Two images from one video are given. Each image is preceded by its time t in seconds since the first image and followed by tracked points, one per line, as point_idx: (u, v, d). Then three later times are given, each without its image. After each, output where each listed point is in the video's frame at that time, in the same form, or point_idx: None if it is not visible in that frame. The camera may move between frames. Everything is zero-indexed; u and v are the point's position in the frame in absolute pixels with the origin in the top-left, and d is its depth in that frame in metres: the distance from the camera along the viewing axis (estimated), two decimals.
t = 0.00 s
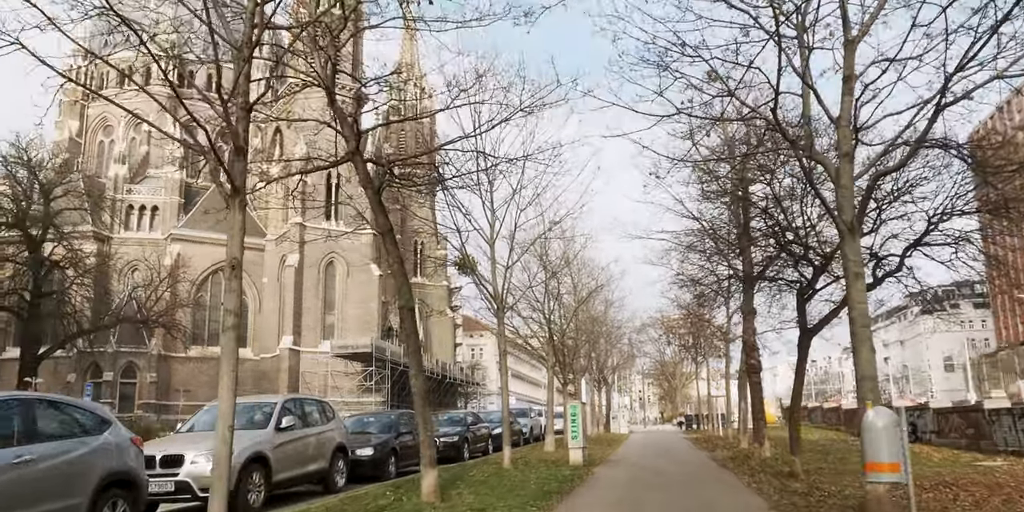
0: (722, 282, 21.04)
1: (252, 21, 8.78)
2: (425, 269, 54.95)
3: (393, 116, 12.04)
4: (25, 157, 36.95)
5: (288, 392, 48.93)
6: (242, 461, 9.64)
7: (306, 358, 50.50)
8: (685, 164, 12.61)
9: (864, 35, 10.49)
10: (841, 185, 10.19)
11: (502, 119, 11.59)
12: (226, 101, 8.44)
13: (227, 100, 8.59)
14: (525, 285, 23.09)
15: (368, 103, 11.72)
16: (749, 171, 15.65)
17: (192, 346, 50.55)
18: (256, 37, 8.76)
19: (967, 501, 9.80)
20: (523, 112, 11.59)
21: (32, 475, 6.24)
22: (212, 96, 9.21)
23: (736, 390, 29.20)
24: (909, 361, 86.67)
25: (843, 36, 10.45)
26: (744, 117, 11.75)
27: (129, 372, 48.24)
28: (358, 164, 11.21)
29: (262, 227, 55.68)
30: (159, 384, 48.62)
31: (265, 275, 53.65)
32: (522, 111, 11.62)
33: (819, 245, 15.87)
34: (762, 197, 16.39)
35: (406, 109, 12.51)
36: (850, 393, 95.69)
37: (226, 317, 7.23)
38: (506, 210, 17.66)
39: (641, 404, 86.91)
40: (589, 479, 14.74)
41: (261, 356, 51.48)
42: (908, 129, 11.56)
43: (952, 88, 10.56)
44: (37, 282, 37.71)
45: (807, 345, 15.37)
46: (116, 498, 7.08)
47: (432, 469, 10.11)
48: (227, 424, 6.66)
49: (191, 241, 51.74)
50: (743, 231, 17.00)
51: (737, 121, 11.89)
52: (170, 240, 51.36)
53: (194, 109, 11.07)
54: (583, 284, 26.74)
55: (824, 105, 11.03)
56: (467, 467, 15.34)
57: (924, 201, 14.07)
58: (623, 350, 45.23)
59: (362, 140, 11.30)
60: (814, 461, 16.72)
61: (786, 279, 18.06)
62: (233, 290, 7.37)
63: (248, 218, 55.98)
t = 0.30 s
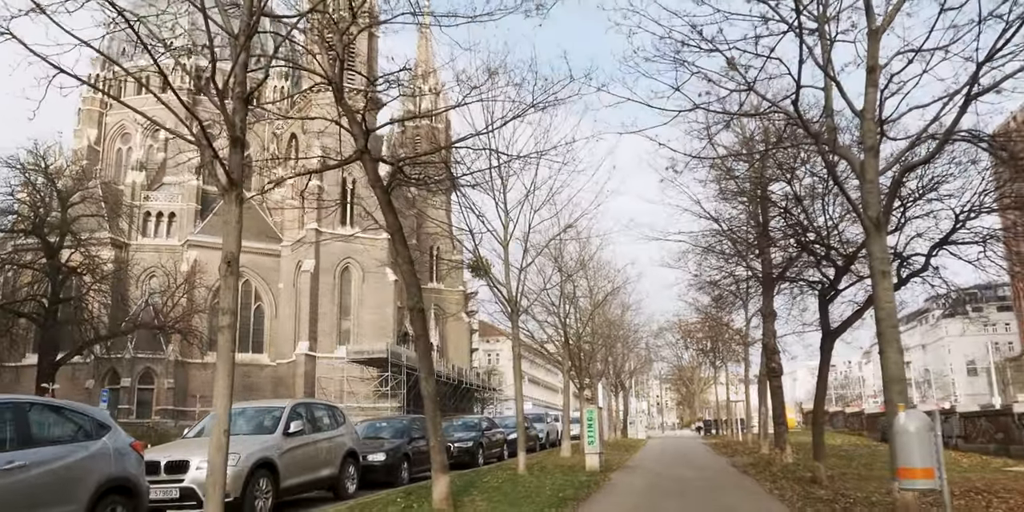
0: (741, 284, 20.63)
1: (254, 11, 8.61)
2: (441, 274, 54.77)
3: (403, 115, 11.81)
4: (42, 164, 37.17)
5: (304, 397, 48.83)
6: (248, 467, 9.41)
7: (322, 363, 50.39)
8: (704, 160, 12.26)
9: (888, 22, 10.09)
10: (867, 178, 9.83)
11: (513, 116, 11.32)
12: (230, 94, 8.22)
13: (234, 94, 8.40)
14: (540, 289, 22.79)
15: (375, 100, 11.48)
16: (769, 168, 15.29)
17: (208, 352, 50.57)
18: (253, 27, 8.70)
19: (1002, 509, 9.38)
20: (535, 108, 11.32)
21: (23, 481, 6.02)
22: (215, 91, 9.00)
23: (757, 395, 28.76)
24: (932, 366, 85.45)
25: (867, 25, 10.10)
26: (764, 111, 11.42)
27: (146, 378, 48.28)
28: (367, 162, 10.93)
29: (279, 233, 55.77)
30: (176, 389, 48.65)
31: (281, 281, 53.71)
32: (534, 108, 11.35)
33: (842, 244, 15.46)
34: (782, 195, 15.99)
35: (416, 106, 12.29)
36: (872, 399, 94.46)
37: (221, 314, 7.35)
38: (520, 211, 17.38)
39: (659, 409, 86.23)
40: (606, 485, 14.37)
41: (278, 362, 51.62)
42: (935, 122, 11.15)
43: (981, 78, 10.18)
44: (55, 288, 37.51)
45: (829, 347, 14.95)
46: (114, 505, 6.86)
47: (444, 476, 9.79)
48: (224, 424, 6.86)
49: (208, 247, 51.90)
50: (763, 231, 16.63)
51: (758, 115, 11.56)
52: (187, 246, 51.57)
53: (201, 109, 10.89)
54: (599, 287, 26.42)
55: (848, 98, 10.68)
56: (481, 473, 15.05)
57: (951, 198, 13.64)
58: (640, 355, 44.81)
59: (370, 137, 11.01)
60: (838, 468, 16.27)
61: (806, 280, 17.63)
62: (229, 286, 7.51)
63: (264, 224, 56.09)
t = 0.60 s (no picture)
0: (757, 287, 20.25)
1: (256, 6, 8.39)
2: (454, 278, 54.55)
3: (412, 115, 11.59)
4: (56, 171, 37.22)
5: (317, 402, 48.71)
6: (254, 475, 9.21)
7: (336, 369, 50.25)
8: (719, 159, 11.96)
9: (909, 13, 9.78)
10: (889, 176, 9.52)
11: (524, 114, 11.07)
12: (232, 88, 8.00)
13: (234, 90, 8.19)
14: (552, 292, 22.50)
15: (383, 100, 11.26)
16: (787, 168, 14.96)
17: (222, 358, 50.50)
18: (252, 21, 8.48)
19: None
20: (545, 107, 11.07)
21: (11, 491, 5.81)
22: (217, 89, 8.81)
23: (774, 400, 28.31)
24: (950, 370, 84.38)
25: (889, 17, 9.79)
26: (782, 108, 11.12)
27: (160, 383, 48.25)
28: (374, 162, 10.66)
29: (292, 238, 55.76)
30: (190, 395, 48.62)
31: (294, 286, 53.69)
32: (544, 106, 11.10)
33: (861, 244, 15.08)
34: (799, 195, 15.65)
35: (425, 103, 12.08)
36: (889, 403, 93.55)
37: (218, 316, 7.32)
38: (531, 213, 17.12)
39: (674, 414, 85.66)
40: (621, 492, 14.06)
41: (292, 368, 51.68)
42: (959, 118, 10.82)
43: (1007, 71, 9.85)
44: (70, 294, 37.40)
45: (849, 351, 14.57)
46: None
47: (454, 483, 9.53)
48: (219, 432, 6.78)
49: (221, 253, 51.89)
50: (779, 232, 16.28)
51: (775, 113, 11.27)
52: (200, 252, 51.58)
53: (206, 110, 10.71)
54: (613, 291, 26.10)
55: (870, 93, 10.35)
56: (492, 480, 14.77)
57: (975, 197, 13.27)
58: (655, 359, 44.40)
59: (378, 137, 10.79)
60: (858, 474, 15.87)
61: (824, 282, 17.24)
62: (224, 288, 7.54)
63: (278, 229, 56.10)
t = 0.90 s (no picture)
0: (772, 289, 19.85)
1: None
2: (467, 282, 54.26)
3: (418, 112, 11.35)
4: (70, 176, 37.29)
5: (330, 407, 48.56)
6: (253, 480, 8.97)
7: (348, 373, 50.00)
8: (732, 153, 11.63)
9: None
10: (910, 169, 9.19)
11: (531, 108, 10.78)
12: (227, 80, 7.72)
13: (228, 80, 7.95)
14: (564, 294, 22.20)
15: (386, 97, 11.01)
16: (802, 166, 14.62)
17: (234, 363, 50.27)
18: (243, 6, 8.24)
19: None
20: (553, 101, 10.79)
21: None
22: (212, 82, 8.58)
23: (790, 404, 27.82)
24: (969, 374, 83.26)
25: (908, 6, 9.47)
26: (797, 102, 10.78)
27: (173, 388, 48.26)
28: (378, 160, 10.39)
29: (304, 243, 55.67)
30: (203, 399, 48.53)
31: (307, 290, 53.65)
32: (551, 101, 10.84)
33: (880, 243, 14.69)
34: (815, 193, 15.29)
35: (430, 99, 11.82)
36: (907, 408, 92.48)
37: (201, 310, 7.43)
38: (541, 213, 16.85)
39: (688, 419, 85.05)
40: (633, 497, 13.73)
41: (304, 372, 51.61)
42: (980, 111, 10.47)
43: None
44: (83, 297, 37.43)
45: (868, 352, 14.17)
46: None
47: (458, 487, 9.24)
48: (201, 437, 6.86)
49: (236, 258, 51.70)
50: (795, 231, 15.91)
51: (790, 107, 10.92)
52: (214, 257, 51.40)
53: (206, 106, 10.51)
54: (626, 292, 25.74)
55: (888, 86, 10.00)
56: (502, 485, 14.48)
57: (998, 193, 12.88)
58: (669, 363, 43.93)
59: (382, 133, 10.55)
60: (876, 479, 15.48)
61: (841, 282, 16.84)
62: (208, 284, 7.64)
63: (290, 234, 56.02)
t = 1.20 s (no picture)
0: (781, 292, 19.51)
1: None
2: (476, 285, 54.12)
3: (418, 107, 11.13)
4: (78, 180, 37.24)
5: (338, 411, 48.38)
6: (249, 488, 8.76)
7: (356, 377, 49.72)
8: (740, 151, 11.33)
9: None
10: (924, 163, 8.89)
11: (533, 105, 10.52)
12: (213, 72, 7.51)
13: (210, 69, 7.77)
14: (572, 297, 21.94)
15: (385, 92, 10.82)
16: (814, 164, 14.31)
17: (242, 367, 50.04)
18: None
19: None
20: (556, 97, 10.52)
21: None
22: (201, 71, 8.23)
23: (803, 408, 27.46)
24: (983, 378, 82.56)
25: None
26: (808, 98, 10.47)
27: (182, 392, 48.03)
28: (376, 157, 10.13)
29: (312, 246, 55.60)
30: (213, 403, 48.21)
31: (315, 294, 53.60)
32: (554, 96, 10.56)
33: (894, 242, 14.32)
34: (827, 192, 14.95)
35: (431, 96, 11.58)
36: (920, 411, 91.82)
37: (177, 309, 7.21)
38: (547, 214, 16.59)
39: (699, 422, 84.54)
40: (641, 504, 13.42)
41: (313, 376, 51.47)
42: (998, 103, 10.13)
43: None
44: (91, 301, 37.23)
45: (882, 354, 13.82)
46: None
47: (458, 494, 8.96)
48: (175, 441, 6.59)
49: (244, 262, 51.65)
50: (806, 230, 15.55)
51: (801, 103, 10.62)
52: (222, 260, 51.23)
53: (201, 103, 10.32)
54: (634, 295, 25.44)
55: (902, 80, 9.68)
56: (507, 492, 14.20)
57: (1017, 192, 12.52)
58: (679, 366, 43.61)
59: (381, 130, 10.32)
60: (891, 485, 15.11)
61: (855, 283, 16.44)
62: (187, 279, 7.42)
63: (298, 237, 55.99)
